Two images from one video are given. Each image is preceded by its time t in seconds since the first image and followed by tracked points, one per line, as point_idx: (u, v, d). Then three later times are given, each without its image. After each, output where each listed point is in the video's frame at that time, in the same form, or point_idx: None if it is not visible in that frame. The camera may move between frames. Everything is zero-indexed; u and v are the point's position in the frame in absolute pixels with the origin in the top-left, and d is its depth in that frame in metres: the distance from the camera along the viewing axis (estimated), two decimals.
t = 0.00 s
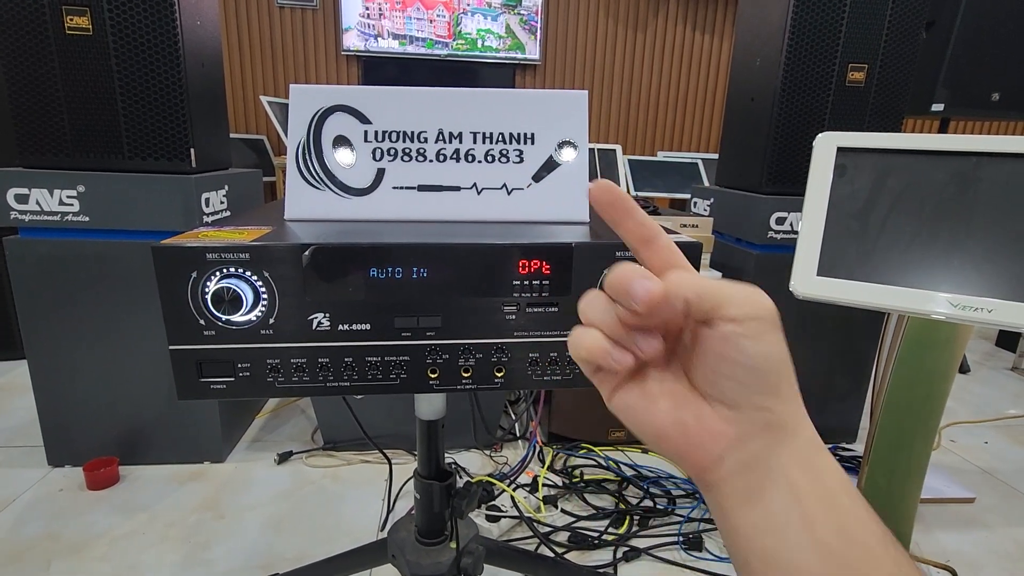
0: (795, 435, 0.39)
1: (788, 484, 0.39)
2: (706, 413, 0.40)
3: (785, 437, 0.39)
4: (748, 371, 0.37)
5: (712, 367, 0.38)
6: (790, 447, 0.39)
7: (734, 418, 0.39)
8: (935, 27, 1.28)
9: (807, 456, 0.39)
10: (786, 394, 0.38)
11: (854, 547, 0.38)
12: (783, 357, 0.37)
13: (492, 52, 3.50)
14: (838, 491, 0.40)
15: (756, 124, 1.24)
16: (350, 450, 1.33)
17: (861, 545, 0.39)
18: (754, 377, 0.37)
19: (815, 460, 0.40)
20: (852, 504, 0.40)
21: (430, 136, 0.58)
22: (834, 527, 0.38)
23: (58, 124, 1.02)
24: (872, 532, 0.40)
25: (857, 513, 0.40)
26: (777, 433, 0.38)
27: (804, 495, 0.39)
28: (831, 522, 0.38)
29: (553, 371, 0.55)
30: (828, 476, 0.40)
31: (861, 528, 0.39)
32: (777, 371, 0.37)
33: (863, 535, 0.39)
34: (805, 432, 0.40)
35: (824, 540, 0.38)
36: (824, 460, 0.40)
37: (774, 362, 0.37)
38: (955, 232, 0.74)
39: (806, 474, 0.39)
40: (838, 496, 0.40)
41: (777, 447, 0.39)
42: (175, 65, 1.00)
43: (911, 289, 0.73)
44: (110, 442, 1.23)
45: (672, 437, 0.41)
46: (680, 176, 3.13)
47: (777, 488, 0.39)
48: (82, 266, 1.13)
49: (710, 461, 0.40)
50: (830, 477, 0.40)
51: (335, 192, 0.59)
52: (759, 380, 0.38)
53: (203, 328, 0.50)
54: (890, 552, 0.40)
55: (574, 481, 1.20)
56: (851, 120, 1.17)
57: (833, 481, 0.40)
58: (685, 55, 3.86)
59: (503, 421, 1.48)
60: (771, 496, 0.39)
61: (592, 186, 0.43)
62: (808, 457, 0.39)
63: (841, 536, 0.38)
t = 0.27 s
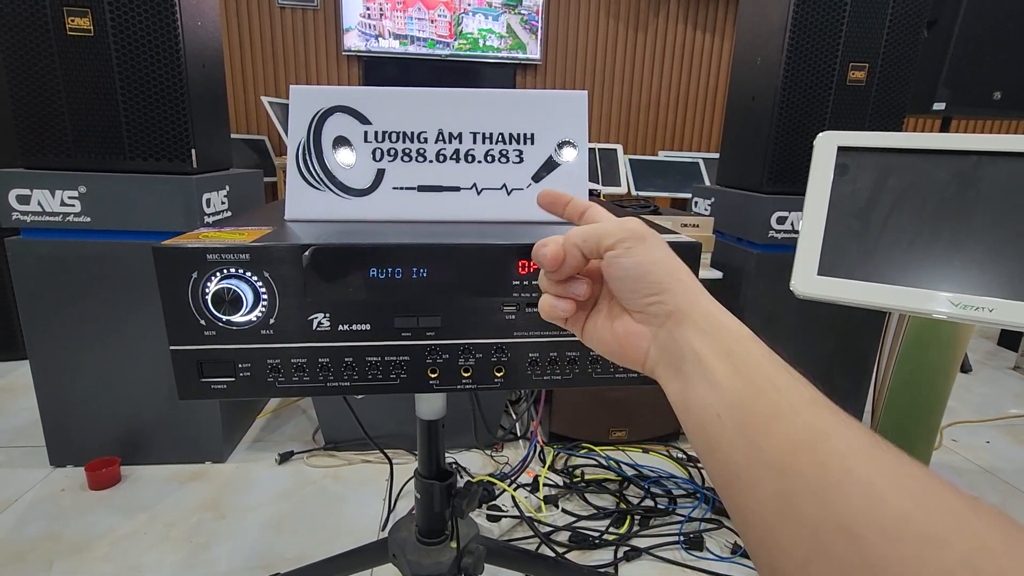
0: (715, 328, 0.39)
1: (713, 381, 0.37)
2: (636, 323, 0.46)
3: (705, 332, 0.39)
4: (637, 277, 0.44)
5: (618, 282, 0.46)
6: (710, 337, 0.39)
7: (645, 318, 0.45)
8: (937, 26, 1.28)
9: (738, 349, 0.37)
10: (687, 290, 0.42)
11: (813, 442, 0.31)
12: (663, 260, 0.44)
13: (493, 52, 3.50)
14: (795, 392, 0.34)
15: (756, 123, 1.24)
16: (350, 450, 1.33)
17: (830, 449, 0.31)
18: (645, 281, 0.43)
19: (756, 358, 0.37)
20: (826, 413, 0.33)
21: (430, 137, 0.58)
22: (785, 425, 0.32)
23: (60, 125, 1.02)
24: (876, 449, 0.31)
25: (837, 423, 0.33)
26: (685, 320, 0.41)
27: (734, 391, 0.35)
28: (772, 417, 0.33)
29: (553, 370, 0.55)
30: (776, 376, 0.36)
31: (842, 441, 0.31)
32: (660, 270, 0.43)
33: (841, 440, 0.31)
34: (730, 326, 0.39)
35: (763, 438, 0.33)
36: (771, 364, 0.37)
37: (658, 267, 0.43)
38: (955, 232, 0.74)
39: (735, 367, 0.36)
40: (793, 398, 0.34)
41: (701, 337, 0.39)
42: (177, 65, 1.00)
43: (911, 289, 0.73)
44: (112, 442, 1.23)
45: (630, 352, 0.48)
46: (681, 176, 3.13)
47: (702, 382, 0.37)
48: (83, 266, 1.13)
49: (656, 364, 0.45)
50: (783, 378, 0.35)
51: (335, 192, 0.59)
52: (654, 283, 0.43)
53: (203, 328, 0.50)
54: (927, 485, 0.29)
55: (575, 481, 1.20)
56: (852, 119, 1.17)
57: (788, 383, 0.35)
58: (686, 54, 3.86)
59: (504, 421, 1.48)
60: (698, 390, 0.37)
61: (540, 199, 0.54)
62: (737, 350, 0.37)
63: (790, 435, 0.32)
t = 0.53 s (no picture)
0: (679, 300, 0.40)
1: (682, 352, 0.37)
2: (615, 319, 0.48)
3: (671, 305, 0.40)
4: (596, 283, 0.46)
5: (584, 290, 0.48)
6: (674, 311, 0.39)
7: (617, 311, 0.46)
8: (941, 23, 1.30)
9: (703, 317, 0.37)
10: (649, 274, 0.43)
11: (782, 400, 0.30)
12: (615, 258, 0.45)
13: (495, 51, 3.49)
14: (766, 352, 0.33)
15: (759, 122, 1.23)
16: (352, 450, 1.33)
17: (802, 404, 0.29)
18: (605, 280, 0.45)
19: (723, 323, 0.37)
20: (799, 368, 0.32)
21: (432, 135, 0.58)
22: (752, 387, 0.31)
23: (61, 124, 1.02)
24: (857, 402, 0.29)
25: (812, 376, 0.31)
26: (646, 304, 0.41)
27: (700, 358, 0.35)
28: (737, 379, 0.32)
29: (556, 370, 0.55)
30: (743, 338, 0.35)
31: (814, 396, 0.29)
32: (613, 270, 0.45)
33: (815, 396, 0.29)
34: (695, 297, 0.39)
35: (728, 400, 0.32)
36: (742, 328, 0.36)
37: (613, 266, 0.45)
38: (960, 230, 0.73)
39: (699, 335, 0.36)
40: (763, 358, 0.33)
41: (665, 312, 0.40)
42: (177, 64, 1.00)
43: (914, 287, 0.73)
44: (113, 441, 1.23)
45: (620, 342, 0.49)
46: (683, 175, 3.12)
47: (677, 364, 0.37)
48: (85, 266, 1.13)
49: (642, 351, 0.45)
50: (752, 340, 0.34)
51: (336, 191, 0.58)
52: (613, 278, 0.45)
53: (204, 328, 0.50)
54: (920, 433, 0.26)
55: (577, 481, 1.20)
56: (855, 117, 1.16)
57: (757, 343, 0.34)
58: (688, 53, 3.85)
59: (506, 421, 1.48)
60: (670, 365, 0.38)
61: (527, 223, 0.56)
62: (701, 318, 0.37)
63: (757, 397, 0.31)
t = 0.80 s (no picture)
0: (662, 350, 0.34)
1: (668, 416, 0.31)
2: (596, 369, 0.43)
3: (655, 356, 0.34)
4: (574, 335, 0.39)
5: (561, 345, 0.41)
6: (660, 365, 0.33)
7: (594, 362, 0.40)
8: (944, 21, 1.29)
9: (690, 374, 0.32)
10: (629, 316, 0.37)
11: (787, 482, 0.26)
12: (595, 304, 0.38)
13: (496, 51, 3.49)
14: (761, 415, 0.29)
15: (761, 121, 1.23)
16: (354, 450, 1.33)
17: (800, 482, 0.26)
18: (585, 329, 0.38)
19: (712, 378, 0.31)
20: (798, 435, 0.28)
21: (434, 134, 0.57)
22: (754, 467, 0.27)
23: (62, 124, 1.02)
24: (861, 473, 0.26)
25: (812, 445, 0.27)
26: (628, 359, 0.35)
27: (690, 426, 0.30)
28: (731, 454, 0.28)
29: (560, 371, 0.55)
30: (735, 398, 0.30)
31: (820, 474, 0.26)
32: (593, 321, 0.37)
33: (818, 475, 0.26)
34: (679, 345, 0.34)
35: (727, 484, 0.28)
36: (731, 381, 0.31)
37: (592, 313, 0.38)
38: (964, 230, 0.72)
39: (687, 396, 0.31)
40: (760, 426, 0.28)
41: (649, 365, 0.34)
42: (178, 64, 0.99)
43: (917, 287, 0.72)
44: (115, 442, 1.23)
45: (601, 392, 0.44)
46: (685, 175, 3.12)
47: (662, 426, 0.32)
48: (86, 266, 1.13)
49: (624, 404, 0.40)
50: (745, 400, 0.30)
51: (338, 191, 0.58)
52: (592, 326, 0.37)
53: (205, 329, 0.50)
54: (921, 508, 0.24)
55: (580, 481, 1.20)
56: (858, 116, 1.16)
57: (751, 404, 0.30)
58: (689, 51, 3.84)
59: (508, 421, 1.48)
60: (657, 428, 0.32)
61: (490, 269, 0.50)
62: (691, 375, 0.32)
63: (758, 479, 0.27)
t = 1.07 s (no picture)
0: (655, 331, 0.32)
1: (663, 401, 0.30)
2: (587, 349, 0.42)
3: (651, 339, 0.32)
4: (563, 317, 0.37)
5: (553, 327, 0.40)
6: (655, 349, 0.31)
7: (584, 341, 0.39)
8: (947, 19, 1.28)
9: (684, 356, 0.30)
10: (623, 296, 0.35)
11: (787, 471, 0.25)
12: (585, 284, 0.36)
13: (497, 50, 3.49)
14: (757, 398, 0.28)
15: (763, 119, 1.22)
16: (355, 449, 1.33)
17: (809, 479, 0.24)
18: (574, 314, 0.36)
19: (707, 361, 0.30)
20: (792, 418, 0.27)
21: (434, 132, 0.57)
22: (751, 454, 0.26)
23: (62, 123, 1.02)
24: (854, 456, 0.25)
25: (806, 427, 0.26)
26: (622, 341, 0.33)
27: (687, 411, 0.29)
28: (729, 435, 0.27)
29: (561, 369, 0.55)
30: (733, 382, 0.29)
31: (816, 459, 0.25)
32: (586, 302, 0.35)
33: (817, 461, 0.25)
34: (675, 327, 0.32)
35: (724, 470, 0.26)
36: (726, 364, 0.30)
37: (581, 292, 0.36)
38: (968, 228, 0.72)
39: (680, 379, 0.30)
40: (759, 411, 0.27)
41: (643, 349, 0.32)
42: (179, 63, 0.99)
43: (919, 285, 0.72)
44: (116, 441, 1.23)
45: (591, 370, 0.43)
46: (686, 173, 3.11)
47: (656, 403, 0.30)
48: (86, 265, 1.13)
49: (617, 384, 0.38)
50: (740, 382, 0.29)
51: (339, 189, 0.58)
52: (581, 306, 0.36)
53: (205, 327, 0.50)
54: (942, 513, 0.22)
55: (581, 480, 1.20)
56: (860, 114, 1.15)
57: (746, 387, 0.28)
58: (691, 50, 3.84)
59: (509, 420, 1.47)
60: (652, 411, 0.31)
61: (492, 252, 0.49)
62: (687, 359, 0.30)
63: (752, 465, 0.25)
